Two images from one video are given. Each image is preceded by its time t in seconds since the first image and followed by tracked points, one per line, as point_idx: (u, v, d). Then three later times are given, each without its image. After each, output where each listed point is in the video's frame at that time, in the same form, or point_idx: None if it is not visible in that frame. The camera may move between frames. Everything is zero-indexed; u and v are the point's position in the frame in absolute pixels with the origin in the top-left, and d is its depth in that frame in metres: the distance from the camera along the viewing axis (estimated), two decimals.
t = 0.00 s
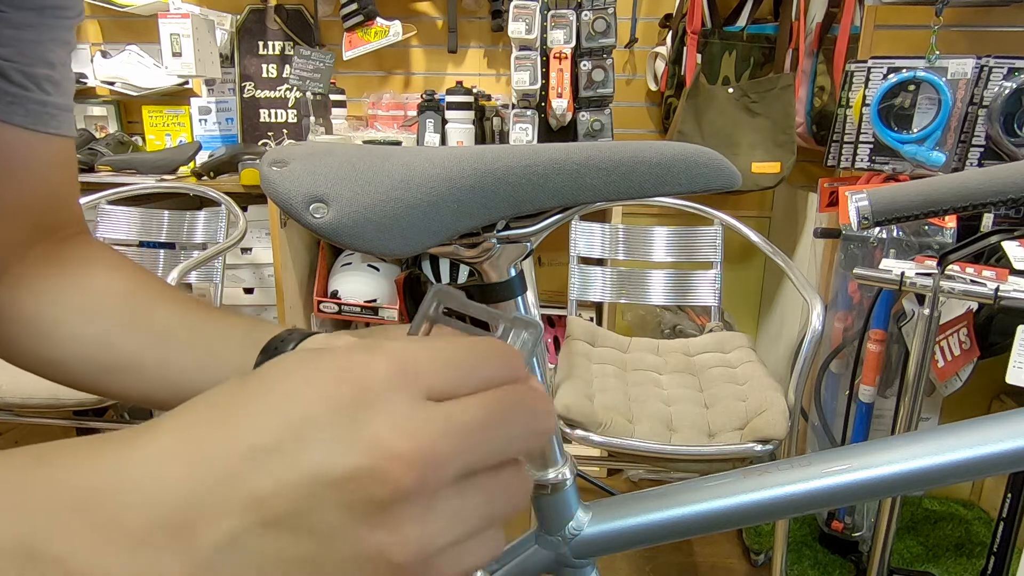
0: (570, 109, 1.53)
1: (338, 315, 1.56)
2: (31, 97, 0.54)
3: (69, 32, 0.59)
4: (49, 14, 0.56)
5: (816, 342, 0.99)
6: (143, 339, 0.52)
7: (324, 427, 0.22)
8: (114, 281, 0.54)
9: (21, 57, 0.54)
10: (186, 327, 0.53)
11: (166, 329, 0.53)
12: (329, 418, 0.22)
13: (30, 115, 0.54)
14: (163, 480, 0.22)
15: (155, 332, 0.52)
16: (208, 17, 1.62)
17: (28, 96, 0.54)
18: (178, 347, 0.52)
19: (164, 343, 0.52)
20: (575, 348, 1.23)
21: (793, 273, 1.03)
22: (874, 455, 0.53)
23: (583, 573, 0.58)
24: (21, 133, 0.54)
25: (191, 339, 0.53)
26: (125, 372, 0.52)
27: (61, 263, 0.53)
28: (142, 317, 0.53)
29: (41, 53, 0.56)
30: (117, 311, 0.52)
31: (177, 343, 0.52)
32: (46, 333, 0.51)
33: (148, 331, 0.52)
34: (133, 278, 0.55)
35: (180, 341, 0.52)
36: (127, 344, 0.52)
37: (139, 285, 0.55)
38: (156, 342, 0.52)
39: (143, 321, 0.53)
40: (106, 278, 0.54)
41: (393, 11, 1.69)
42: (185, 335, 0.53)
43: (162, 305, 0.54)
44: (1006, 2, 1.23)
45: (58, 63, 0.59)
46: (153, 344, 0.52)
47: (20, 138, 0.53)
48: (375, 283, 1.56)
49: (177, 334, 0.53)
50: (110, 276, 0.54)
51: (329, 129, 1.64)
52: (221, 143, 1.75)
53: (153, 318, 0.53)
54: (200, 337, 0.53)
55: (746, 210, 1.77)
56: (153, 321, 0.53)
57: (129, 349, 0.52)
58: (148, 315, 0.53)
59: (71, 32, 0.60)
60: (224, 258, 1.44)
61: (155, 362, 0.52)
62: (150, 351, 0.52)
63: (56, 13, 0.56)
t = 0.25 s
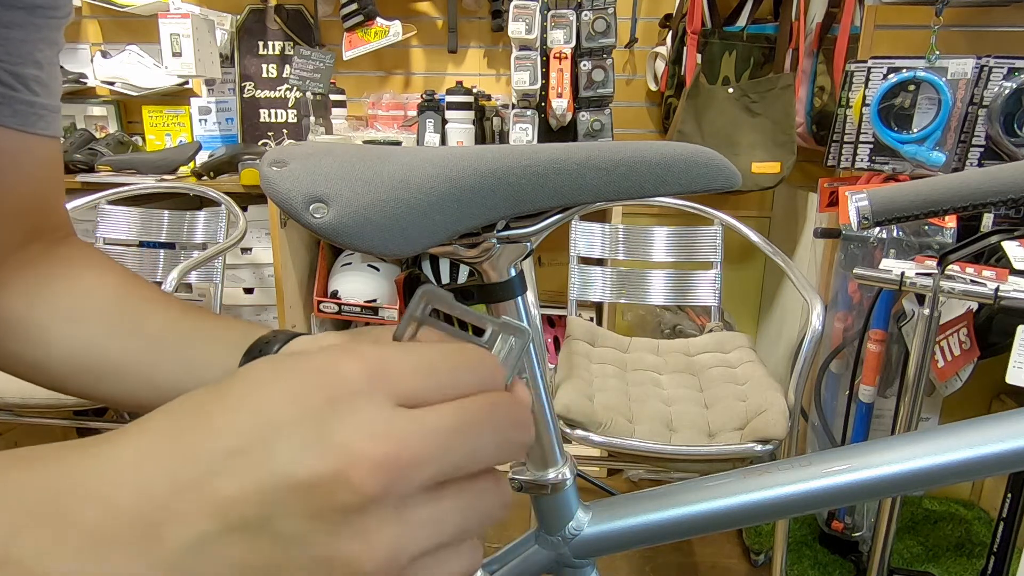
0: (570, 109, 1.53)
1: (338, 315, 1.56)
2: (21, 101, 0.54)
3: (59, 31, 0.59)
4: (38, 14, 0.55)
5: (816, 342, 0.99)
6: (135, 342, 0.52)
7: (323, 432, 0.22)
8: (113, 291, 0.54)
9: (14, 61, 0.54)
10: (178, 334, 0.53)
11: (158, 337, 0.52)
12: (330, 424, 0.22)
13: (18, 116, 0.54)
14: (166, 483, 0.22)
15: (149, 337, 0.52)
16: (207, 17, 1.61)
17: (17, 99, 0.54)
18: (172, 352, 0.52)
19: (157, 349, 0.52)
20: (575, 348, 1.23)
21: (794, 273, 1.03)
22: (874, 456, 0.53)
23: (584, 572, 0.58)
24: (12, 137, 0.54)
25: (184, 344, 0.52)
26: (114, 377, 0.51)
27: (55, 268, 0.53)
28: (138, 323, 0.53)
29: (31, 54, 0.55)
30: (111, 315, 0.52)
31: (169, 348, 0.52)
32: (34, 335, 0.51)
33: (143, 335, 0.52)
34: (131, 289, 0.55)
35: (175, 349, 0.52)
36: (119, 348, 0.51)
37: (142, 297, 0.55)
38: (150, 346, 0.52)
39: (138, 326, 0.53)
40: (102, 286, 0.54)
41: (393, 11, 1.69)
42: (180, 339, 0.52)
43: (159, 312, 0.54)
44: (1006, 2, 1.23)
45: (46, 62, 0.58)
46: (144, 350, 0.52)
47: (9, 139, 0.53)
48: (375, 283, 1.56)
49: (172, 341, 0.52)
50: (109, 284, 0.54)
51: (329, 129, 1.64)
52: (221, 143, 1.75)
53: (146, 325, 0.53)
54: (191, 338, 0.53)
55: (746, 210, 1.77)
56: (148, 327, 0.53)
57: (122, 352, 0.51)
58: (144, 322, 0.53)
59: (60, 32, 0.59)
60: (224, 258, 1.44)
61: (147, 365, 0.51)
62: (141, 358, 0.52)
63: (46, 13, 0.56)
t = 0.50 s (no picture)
0: (570, 109, 1.53)
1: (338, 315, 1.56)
2: (15, 99, 0.54)
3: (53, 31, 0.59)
4: (31, 12, 0.55)
5: (816, 342, 0.99)
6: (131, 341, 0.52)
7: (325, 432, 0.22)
8: (103, 290, 0.54)
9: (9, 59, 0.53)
10: (176, 333, 0.53)
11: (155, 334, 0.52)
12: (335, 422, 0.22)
13: (12, 115, 0.54)
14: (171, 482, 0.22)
15: (142, 335, 0.52)
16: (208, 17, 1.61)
17: (11, 98, 0.53)
18: (170, 350, 0.52)
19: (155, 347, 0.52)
20: (575, 348, 1.23)
21: (793, 273, 1.03)
22: (875, 455, 0.53)
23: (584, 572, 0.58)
24: (6, 136, 0.54)
25: (182, 344, 0.52)
26: (110, 378, 0.51)
27: (44, 270, 0.53)
28: (131, 322, 0.52)
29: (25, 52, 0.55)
30: (104, 316, 0.52)
31: (167, 346, 0.52)
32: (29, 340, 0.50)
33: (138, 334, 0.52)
34: (124, 287, 0.55)
35: (170, 345, 0.52)
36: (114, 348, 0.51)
37: (131, 292, 0.55)
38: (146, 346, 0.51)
39: (130, 325, 0.52)
40: (93, 286, 0.53)
41: (393, 11, 1.69)
42: (176, 339, 0.52)
43: (153, 311, 0.54)
44: (1006, 2, 1.23)
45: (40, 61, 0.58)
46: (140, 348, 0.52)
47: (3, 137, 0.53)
48: (375, 283, 1.56)
49: (170, 339, 0.52)
50: (100, 285, 0.54)
51: (329, 129, 1.64)
52: (221, 143, 1.75)
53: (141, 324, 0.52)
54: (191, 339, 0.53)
55: (746, 210, 1.77)
56: (143, 326, 0.52)
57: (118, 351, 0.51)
58: (139, 321, 0.53)
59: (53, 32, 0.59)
60: (224, 258, 1.44)
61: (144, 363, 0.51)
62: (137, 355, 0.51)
63: (39, 11, 0.55)
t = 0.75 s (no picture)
0: (570, 109, 1.53)
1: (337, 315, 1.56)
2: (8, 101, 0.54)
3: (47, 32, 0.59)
4: (22, 13, 0.55)
5: (816, 342, 0.98)
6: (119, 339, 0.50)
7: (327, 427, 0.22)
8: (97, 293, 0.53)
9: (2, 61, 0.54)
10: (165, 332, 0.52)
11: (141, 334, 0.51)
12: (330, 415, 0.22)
13: None
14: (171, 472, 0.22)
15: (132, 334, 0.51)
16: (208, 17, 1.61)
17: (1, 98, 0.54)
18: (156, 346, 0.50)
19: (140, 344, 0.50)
20: (575, 348, 1.23)
21: (793, 273, 1.03)
22: (874, 455, 0.53)
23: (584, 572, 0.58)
24: None
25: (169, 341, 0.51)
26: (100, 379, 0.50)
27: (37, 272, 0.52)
28: (122, 322, 0.52)
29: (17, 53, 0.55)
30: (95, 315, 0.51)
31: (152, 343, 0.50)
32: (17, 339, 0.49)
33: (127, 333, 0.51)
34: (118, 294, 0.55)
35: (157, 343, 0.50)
36: (102, 345, 0.50)
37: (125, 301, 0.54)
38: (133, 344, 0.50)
39: (121, 324, 0.51)
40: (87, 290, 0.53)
41: (393, 11, 1.69)
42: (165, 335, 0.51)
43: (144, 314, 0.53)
44: (1006, 2, 1.23)
45: (35, 62, 0.58)
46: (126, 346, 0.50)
47: None
48: (376, 283, 1.56)
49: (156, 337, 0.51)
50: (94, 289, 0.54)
51: (329, 129, 1.64)
52: (221, 143, 1.75)
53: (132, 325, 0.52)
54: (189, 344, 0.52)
55: (746, 210, 1.77)
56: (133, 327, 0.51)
57: (105, 347, 0.50)
58: (129, 321, 0.52)
59: (45, 34, 0.59)
60: (224, 258, 1.44)
61: (128, 359, 0.49)
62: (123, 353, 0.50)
63: (33, 12, 0.55)
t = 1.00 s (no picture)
0: (570, 109, 1.53)
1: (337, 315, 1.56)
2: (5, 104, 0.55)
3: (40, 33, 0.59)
4: (17, 13, 0.55)
5: (816, 342, 0.98)
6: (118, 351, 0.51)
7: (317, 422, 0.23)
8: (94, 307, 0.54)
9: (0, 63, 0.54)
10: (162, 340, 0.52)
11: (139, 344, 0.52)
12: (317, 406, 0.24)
13: None
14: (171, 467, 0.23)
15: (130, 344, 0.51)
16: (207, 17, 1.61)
17: None
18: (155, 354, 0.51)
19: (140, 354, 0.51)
20: (575, 348, 1.23)
21: (793, 273, 1.03)
22: (874, 455, 0.53)
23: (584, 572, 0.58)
24: None
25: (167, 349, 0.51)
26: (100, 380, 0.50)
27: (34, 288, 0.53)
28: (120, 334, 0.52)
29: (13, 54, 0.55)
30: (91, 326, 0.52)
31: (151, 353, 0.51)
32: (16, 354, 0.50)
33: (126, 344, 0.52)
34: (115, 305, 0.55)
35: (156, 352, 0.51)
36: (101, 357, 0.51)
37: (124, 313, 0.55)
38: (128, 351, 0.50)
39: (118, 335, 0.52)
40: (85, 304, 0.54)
41: (393, 11, 1.69)
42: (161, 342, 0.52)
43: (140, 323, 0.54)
44: (1006, 2, 1.23)
45: (30, 63, 0.59)
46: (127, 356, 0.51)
47: None
48: (375, 283, 1.56)
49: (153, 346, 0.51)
50: (91, 302, 0.54)
51: (329, 129, 1.64)
52: (221, 143, 1.75)
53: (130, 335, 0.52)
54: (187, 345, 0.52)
55: (746, 210, 1.77)
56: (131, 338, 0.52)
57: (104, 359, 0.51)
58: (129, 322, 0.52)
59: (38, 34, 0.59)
60: (224, 258, 1.44)
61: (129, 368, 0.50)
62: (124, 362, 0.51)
63: (27, 13, 0.56)
